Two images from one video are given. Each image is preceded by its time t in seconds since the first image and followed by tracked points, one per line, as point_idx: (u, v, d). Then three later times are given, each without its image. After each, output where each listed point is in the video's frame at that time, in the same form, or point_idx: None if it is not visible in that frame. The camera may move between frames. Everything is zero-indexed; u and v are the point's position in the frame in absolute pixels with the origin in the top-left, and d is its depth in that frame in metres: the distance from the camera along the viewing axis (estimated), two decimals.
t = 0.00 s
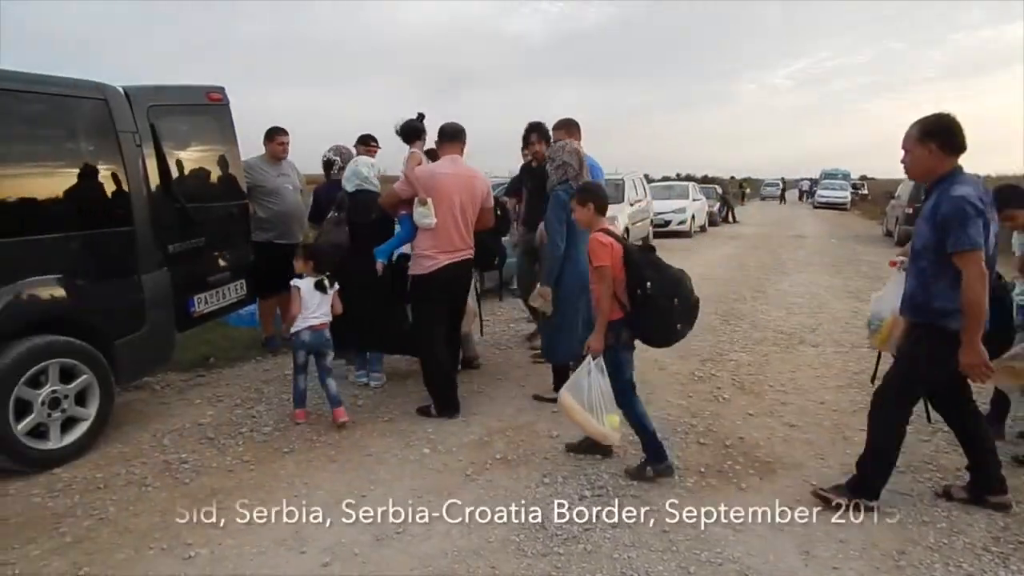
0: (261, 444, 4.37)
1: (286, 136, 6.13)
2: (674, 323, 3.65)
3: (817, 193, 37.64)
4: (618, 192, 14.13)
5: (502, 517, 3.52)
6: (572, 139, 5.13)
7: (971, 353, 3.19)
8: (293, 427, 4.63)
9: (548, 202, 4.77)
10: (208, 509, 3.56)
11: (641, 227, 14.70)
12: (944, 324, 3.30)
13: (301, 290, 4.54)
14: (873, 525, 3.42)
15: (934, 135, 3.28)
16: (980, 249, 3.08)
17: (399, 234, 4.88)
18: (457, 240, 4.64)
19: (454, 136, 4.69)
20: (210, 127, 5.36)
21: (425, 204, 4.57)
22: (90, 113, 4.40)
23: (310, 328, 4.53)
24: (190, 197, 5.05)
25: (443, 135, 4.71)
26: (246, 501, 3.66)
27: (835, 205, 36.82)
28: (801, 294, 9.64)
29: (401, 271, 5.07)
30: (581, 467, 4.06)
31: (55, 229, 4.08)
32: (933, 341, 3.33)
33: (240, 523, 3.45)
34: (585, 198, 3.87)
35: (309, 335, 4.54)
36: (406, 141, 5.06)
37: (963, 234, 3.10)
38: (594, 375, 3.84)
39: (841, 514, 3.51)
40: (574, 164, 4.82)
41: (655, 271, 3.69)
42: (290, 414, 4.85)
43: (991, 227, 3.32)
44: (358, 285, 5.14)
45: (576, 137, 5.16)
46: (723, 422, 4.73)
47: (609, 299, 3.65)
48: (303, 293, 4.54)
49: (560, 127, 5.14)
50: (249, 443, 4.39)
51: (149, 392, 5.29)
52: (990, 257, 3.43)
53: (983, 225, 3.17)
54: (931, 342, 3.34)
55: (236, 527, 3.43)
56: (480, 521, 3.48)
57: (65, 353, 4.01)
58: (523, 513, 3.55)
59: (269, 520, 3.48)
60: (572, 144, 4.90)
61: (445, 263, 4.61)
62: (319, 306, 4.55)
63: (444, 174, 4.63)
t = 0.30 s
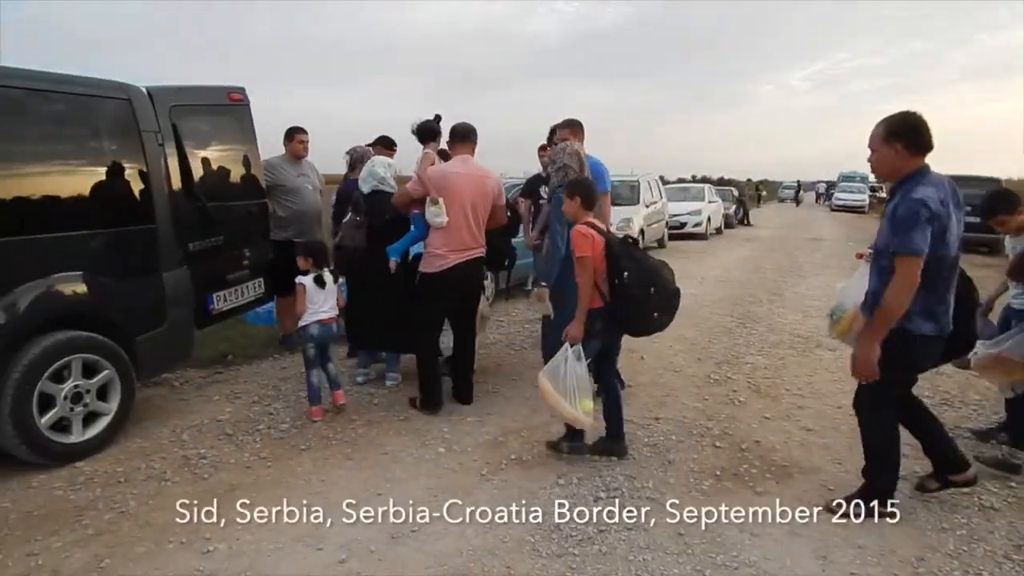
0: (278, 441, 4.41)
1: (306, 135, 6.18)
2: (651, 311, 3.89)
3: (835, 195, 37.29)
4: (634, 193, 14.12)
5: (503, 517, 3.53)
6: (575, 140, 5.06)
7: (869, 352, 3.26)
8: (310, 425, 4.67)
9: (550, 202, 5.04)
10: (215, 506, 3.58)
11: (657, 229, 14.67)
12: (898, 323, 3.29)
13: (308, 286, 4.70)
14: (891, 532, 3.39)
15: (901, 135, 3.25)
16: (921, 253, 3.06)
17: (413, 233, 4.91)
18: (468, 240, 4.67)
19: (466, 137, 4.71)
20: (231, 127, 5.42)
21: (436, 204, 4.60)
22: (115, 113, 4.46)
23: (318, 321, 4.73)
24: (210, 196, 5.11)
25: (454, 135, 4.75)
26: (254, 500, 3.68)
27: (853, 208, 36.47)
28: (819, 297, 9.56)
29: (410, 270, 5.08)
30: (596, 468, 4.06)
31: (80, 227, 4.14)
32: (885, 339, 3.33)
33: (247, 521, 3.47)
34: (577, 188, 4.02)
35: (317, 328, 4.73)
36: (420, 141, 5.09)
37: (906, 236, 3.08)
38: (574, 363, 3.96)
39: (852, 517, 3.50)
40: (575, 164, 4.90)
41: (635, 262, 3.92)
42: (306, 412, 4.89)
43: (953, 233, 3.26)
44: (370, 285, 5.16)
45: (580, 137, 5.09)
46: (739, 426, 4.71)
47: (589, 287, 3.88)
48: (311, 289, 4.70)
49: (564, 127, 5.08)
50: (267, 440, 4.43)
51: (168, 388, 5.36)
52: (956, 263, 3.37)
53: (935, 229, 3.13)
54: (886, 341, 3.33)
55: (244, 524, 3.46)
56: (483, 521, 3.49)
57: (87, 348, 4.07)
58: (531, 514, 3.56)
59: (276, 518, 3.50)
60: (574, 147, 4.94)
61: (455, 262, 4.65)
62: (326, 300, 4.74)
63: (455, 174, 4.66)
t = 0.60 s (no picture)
0: (298, 440, 4.46)
1: (325, 136, 6.23)
2: (616, 320, 3.91)
3: (855, 198, 36.89)
4: (651, 195, 14.09)
5: (504, 517, 3.54)
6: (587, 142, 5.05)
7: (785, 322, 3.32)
8: (330, 424, 4.71)
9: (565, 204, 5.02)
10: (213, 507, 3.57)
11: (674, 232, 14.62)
12: (886, 325, 3.34)
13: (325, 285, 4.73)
14: (913, 538, 3.36)
15: (886, 136, 3.30)
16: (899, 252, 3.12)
17: (423, 233, 4.95)
18: (472, 241, 4.66)
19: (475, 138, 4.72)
20: (253, 129, 5.48)
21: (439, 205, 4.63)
22: (141, 115, 4.53)
23: (336, 319, 4.77)
24: (234, 197, 5.18)
25: (466, 136, 4.75)
26: (252, 500, 3.68)
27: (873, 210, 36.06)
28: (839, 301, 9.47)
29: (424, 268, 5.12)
30: (615, 470, 4.06)
31: (107, 227, 4.21)
32: (872, 341, 3.39)
33: (247, 521, 3.48)
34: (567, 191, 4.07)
35: (336, 326, 4.78)
36: (434, 142, 5.13)
37: (885, 236, 3.15)
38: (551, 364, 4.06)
39: (852, 517, 3.53)
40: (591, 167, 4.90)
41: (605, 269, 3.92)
42: (326, 411, 4.93)
43: (935, 233, 3.31)
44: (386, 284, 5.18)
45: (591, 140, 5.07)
46: (759, 429, 4.68)
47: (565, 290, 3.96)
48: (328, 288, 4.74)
49: (576, 130, 5.10)
50: (287, 438, 4.48)
51: (191, 386, 5.43)
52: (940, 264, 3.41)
53: (915, 228, 3.18)
54: (871, 343, 3.40)
55: (243, 524, 3.46)
56: (483, 521, 3.50)
57: (113, 346, 4.14)
58: (530, 514, 3.57)
59: (275, 519, 3.50)
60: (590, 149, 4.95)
61: (457, 263, 4.65)
62: (343, 299, 4.77)
63: (460, 175, 4.66)
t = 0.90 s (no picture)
0: (325, 437, 4.51)
1: (347, 137, 6.29)
2: (611, 319, 3.91)
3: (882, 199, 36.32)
4: (675, 195, 14.00)
5: (504, 517, 3.54)
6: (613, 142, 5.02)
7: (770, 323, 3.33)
8: (355, 421, 4.76)
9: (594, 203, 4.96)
10: (213, 507, 3.57)
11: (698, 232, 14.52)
12: (863, 329, 3.31)
13: (349, 279, 4.95)
14: (944, 544, 3.31)
15: (864, 141, 3.28)
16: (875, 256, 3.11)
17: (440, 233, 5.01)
18: (486, 241, 4.66)
19: (490, 139, 4.72)
20: (280, 130, 5.56)
21: (452, 204, 4.66)
22: (172, 116, 4.62)
23: (358, 312, 4.97)
24: (261, 196, 5.25)
25: (484, 135, 4.75)
26: (253, 500, 3.69)
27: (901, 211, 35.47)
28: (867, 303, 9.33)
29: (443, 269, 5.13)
30: (639, 471, 4.05)
31: (140, 227, 4.30)
32: (850, 346, 3.36)
33: (247, 521, 3.48)
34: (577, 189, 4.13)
35: (358, 318, 4.98)
36: (453, 142, 5.18)
37: (861, 239, 3.14)
38: (551, 360, 4.28)
39: (852, 517, 3.55)
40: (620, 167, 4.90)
41: (606, 269, 3.95)
42: (352, 408, 4.98)
43: (910, 238, 3.30)
44: (409, 284, 5.21)
45: (618, 140, 5.04)
46: (784, 431, 4.64)
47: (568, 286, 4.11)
48: (353, 282, 4.96)
49: (601, 130, 5.08)
50: (314, 435, 4.53)
51: (219, 382, 5.53)
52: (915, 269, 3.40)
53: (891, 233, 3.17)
54: (848, 347, 3.37)
55: (262, 521, 3.49)
56: (484, 520, 3.50)
57: (145, 342, 4.23)
58: (531, 514, 3.56)
59: (274, 519, 3.50)
60: (620, 149, 4.92)
61: (469, 262, 4.67)
62: (366, 292, 4.99)
63: (474, 174, 4.67)
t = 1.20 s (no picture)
0: (368, 434, 4.58)
1: (387, 141, 6.31)
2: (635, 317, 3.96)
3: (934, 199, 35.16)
4: (718, 196, 13.80)
5: (505, 517, 3.54)
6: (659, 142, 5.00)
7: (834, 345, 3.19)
8: (398, 420, 4.82)
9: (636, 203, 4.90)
10: (214, 506, 3.58)
11: (741, 233, 14.28)
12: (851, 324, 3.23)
13: (375, 279, 5.06)
14: (1003, 558, 3.19)
15: (857, 136, 3.22)
16: (870, 251, 3.01)
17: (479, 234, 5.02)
18: (523, 242, 4.65)
19: (528, 140, 4.71)
20: (326, 132, 5.66)
21: (489, 205, 4.66)
22: (223, 119, 4.74)
23: (386, 311, 5.09)
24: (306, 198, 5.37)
25: (523, 136, 4.72)
26: (254, 500, 3.70)
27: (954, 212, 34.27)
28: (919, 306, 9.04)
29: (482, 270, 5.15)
30: (682, 475, 4.00)
31: (193, 227, 4.43)
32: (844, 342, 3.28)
33: (248, 521, 3.50)
34: (633, 187, 4.12)
35: (386, 317, 5.10)
36: (492, 142, 5.19)
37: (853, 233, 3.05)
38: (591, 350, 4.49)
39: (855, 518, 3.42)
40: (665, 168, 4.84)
41: (640, 269, 3.97)
42: (395, 407, 5.05)
43: (906, 235, 3.19)
44: (449, 285, 5.25)
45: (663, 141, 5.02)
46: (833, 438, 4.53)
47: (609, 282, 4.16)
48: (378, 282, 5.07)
49: (649, 130, 5.08)
50: (358, 432, 4.61)
51: (266, 379, 5.66)
52: (913, 267, 3.27)
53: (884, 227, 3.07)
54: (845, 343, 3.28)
55: (308, 516, 3.56)
56: (484, 521, 3.50)
57: (197, 339, 4.36)
58: (572, 515, 3.55)
59: (274, 520, 3.51)
60: (664, 149, 4.84)
61: (506, 264, 4.66)
62: (393, 292, 5.10)
63: (510, 176, 4.65)
